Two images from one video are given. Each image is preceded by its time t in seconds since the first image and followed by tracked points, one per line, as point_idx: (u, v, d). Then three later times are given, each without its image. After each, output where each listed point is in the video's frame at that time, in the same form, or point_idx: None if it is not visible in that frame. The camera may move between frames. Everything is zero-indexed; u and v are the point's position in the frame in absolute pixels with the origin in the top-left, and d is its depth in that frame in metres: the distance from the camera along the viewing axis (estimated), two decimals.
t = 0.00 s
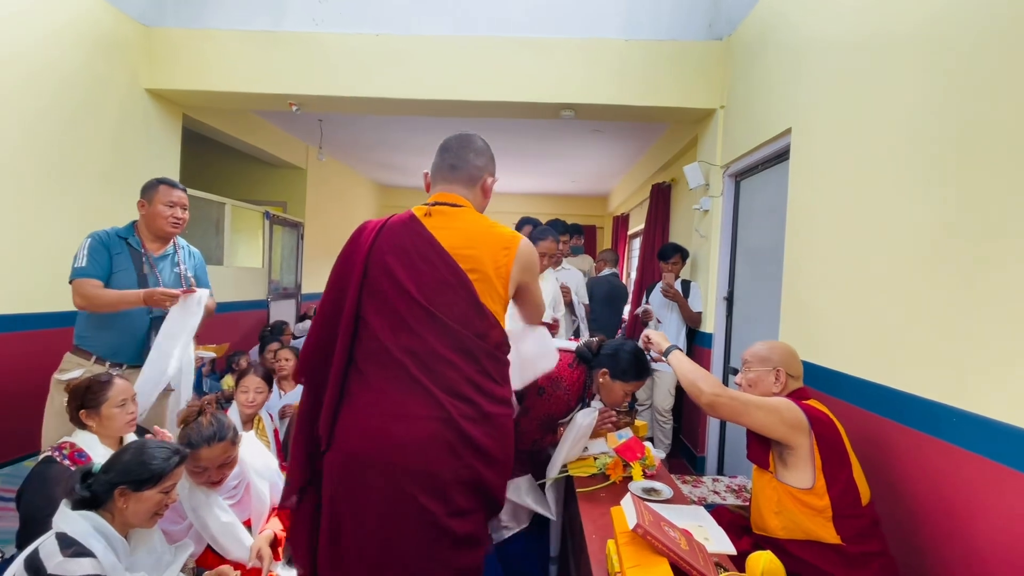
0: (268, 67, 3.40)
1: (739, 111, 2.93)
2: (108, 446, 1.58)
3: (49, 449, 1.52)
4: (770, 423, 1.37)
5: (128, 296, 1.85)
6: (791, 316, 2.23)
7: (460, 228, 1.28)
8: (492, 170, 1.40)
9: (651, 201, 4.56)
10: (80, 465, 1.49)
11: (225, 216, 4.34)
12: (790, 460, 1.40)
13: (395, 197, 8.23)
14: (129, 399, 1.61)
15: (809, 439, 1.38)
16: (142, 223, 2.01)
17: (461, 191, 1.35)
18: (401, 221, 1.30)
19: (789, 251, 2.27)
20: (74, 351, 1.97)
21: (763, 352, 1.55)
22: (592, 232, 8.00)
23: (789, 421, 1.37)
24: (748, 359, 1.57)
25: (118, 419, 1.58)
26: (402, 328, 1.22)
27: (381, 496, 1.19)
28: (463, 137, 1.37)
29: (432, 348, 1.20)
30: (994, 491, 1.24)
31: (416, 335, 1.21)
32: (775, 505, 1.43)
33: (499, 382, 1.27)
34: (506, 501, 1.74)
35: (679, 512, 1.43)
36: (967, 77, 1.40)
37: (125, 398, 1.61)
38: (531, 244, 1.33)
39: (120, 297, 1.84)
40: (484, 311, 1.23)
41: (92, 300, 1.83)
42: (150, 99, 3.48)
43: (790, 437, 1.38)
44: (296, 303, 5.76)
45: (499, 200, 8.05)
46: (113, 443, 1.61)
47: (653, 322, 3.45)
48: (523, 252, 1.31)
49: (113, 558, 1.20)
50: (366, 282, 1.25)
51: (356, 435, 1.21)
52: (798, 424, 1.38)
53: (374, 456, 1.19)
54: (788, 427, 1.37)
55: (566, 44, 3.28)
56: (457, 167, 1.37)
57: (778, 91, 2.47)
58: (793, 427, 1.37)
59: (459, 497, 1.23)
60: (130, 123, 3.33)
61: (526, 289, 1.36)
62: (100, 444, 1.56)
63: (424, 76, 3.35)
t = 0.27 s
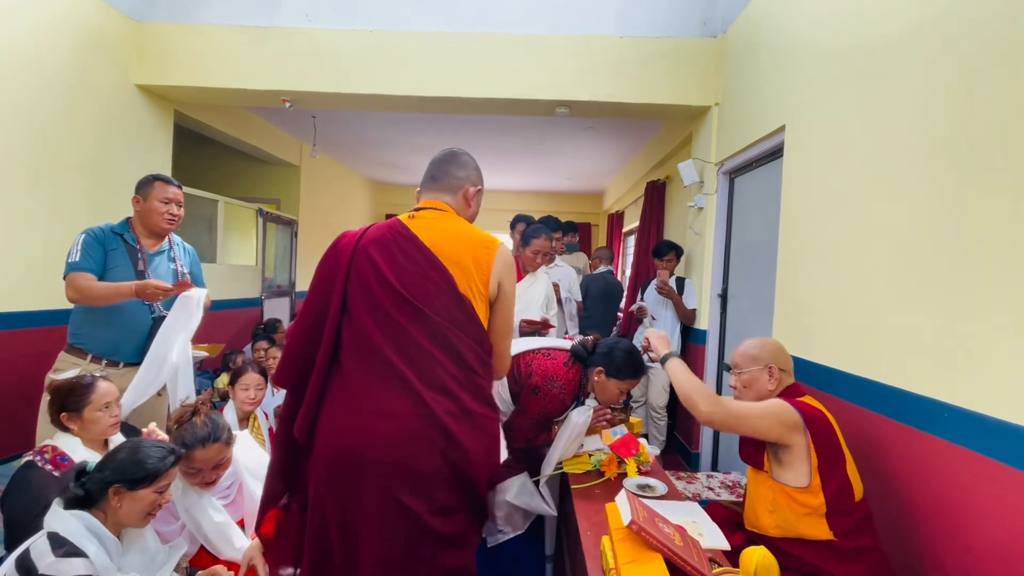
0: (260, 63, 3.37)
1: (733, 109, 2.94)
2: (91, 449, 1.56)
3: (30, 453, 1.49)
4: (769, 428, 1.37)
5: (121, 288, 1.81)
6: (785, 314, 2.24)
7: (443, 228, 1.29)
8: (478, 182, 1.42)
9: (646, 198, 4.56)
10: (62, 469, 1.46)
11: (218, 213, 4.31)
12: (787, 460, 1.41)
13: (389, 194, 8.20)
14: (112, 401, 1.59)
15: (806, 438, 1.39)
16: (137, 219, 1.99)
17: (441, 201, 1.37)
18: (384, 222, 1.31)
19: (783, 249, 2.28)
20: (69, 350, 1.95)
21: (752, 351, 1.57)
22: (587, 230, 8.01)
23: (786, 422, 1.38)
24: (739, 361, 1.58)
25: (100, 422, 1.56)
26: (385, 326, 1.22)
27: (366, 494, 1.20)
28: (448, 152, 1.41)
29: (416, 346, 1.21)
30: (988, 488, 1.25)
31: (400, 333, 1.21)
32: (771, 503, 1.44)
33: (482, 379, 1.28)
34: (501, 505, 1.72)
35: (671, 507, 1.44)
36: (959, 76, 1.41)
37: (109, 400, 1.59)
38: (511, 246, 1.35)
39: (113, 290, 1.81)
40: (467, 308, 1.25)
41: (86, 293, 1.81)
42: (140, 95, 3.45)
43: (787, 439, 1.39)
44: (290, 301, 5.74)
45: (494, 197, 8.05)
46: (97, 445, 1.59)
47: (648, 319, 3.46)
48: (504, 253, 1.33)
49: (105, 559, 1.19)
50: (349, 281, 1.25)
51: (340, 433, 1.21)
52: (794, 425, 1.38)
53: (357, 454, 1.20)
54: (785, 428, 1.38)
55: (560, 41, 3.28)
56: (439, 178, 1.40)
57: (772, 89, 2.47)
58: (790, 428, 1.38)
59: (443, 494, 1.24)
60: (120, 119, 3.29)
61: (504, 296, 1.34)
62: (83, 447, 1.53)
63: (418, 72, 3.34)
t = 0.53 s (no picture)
0: (253, 60, 3.35)
1: (726, 107, 2.95)
2: (64, 455, 1.51)
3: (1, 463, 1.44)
4: (783, 462, 1.31)
5: (116, 276, 1.79)
6: (777, 312, 2.26)
7: (430, 228, 1.28)
8: (469, 182, 1.42)
9: (639, 196, 4.57)
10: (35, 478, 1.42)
11: (210, 212, 4.27)
12: (801, 479, 1.36)
13: (382, 193, 8.17)
14: (89, 404, 1.54)
15: (820, 452, 1.34)
16: (132, 217, 1.96)
17: (431, 200, 1.38)
18: (370, 220, 1.30)
19: (776, 247, 2.29)
20: (65, 350, 1.93)
21: (738, 360, 1.54)
22: (581, 228, 8.02)
23: (797, 444, 1.33)
24: (732, 375, 1.54)
25: (75, 427, 1.51)
26: (370, 326, 1.21)
27: (351, 494, 1.20)
28: (441, 153, 1.42)
29: (401, 345, 1.20)
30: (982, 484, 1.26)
31: (385, 332, 1.20)
32: (778, 518, 1.39)
33: (469, 379, 1.28)
34: (498, 508, 1.69)
35: (666, 506, 1.44)
36: (951, 75, 1.42)
37: (87, 404, 1.54)
38: (499, 247, 1.36)
39: (108, 277, 1.78)
40: (454, 307, 1.25)
41: (84, 284, 1.79)
42: (130, 92, 3.41)
43: (802, 460, 1.34)
44: (283, 300, 5.70)
45: (488, 196, 8.04)
46: (74, 450, 1.55)
47: (642, 317, 3.47)
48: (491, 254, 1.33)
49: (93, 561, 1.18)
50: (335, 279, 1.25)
51: (324, 433, 1.20)
52: (806, 446, 1.34)
53: (342, 454, 1.19)
54: (797, 450, 1.33)
55: (554, 39, 3.28)
56: (429, 179, 1.41)
57: (765, 87, 2.48)
58: (801, 449, 1.33)
59: (430, 495, 1.23)
60: (110, 116, 3.26)
61: (492, 296, 1.34)
62: (56, 454, 1.49)
63: (412, 70, 3.32)
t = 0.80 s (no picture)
0: (247, 59, 3.33)
1: (719, 107, 2.96)
2: (44, 460, 1.50)
3: None
4: (778, 471, 1.32)
5: (112, 271, 1.75)
6: (770, 311, 2.27)
7: (436, 229, 1.27)
8: (478, 174, 1.41)
9: (634, 196, 4.58)
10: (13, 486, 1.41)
11: (203, 212, 4.24)
12: (794, 484, 1.36)
13: (377, 192, 8.14)
14: (70, 407, 1.53)
15: (815, 457, 1.35)
16: (129, 217, 1.95)
17: (439, 194, 1.37)
18: (376, 220, 1.30)
19: (768, 246, 2.30)
20: (60, 350, 1.91)
21: (725, 363, 1.56)
22: (576, 228, 8.04)
23: (790, 451, 1.33)
24: (718, 380, 1.55)
25: (53, 431, 1.49)
26: (375, 327, 1.20)
27: (355, 496, 1.19)
28: (448, 144, 1.41)
29: (405, 346, 1.20)
30: (972, 483, 1.26)
31: (389, 332, 1.20)
32: (772, 523, 1.40)
33: (474, 382, 1.26)
34: (492, 508, 1.66)
35: (659, 505, 1.45)
36: (941, 77, 1.43)
37: (67, 407, 1.53)
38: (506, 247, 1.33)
39: (104, 273, 1.74)
40: (457, 309, 1.23)
41: (83, 279, 1.76)
42: (122, 91, 3.38)
43: (796, 466, 1.34)
44: (277, 300, 5.68)
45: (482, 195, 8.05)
46: (55, 456, 1.53)
47: (636, 317, 3.48)
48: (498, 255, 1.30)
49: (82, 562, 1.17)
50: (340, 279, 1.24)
51: (327, 434, 1.20)
52: (801, 452, 1.34)
53: (344, 456, 1.19)
54: (791, 458, 1.33)
55: (549, 39, 3.28)
56: (438, 171, 1.40)
57: (758, 88, 2.49)
58: (794, 456, 1.34)
59: (435, 497, 1.22)
60: (102, 115, 3.23)
61: (497, 293, 1.29)
62: (35, 459, 1.48)
63: (406, 69, 3.32)
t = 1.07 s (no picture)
0: (238, 59, 3.32)
1: (711, 108, 2.97)
2: (29, 461, 1.49)
3: None
4: (770, 472, 1.33)
5: (110, 270, 1.75)
6: (762, 311, 2.28)
7: (485, 239, 1.27)
8: (522, 191, 1.41)
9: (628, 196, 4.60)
10: None
11: (196, 212, 4.22)
12: (788, 485, 1.37)
13: (371, 192, 8.13)
14: (56, 407, 1.53)
15: (810, 460, 1.35)
16: (121, 218, 1.94)
17: (485, 208, 1.37)
18: (425, 223, 1.30)
19: (760, 246, 2.32)
20: (53, 352, 1.90)
21: (729, 359, 1.56)
22: (571, 228, 8.05)
23: (785, 452, 1.34)
24: (718, 373, 1.57)
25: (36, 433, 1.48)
26: (416, 330, 1.20)
27: (383, 496, 1.19)
28: (493, 159, 1.41)
29: (444, 351, 1.19)
30: (967, 486, 1.26)
31: (430, 336, 1.19)
32: (763, 522, 1.40)
33: (505, 392, 1.27)
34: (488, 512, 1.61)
35: (649, 503, 1.46)
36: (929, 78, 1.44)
37: (53, 408, 1.52)
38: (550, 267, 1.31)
39: (101, 272, 1.74)
40: (498, 322, 1.23)
41: (79, 277, 1.74)
42: (112, 90, 3.36)
43: (791, 467, 1.35)
44: (271, 300, 5.66)
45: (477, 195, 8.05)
46: (42, 457, 1.53)
47: (629, 316, 3.49)
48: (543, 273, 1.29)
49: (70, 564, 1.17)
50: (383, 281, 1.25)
51: (361, 435, 1.20)
52: (795, 454, 1.35)
53: (377, 458, 1.19)
54: (786, 460, 1.34)
55: (540, 39, 3.29)
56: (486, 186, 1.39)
57: (749, 88, 2.51)
58: (789, 457, 1.34)
59: (463, 500, 1.23)
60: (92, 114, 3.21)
61: (539, 316, 1.28)
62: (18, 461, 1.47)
63: (398, 69, 3.32)
